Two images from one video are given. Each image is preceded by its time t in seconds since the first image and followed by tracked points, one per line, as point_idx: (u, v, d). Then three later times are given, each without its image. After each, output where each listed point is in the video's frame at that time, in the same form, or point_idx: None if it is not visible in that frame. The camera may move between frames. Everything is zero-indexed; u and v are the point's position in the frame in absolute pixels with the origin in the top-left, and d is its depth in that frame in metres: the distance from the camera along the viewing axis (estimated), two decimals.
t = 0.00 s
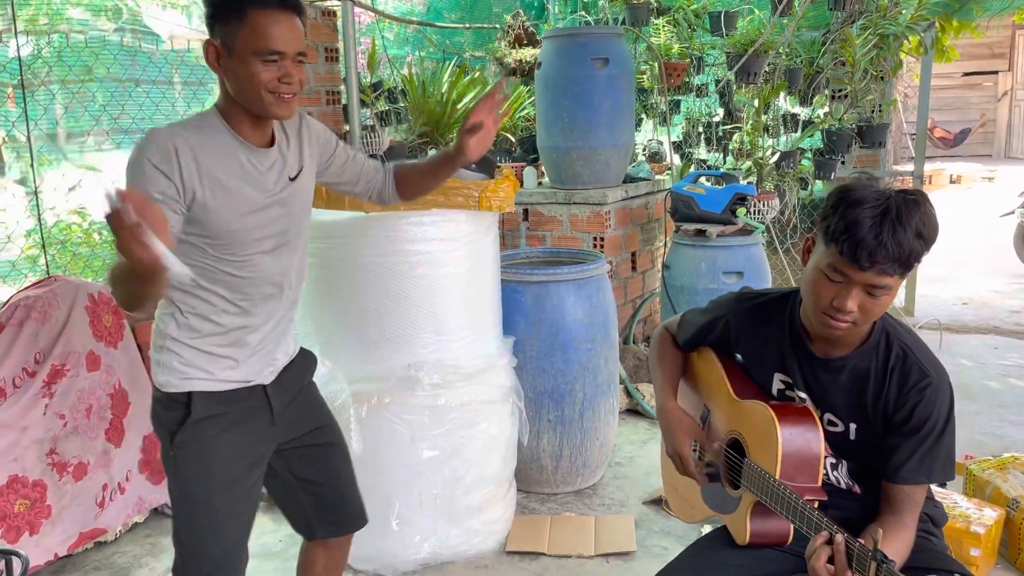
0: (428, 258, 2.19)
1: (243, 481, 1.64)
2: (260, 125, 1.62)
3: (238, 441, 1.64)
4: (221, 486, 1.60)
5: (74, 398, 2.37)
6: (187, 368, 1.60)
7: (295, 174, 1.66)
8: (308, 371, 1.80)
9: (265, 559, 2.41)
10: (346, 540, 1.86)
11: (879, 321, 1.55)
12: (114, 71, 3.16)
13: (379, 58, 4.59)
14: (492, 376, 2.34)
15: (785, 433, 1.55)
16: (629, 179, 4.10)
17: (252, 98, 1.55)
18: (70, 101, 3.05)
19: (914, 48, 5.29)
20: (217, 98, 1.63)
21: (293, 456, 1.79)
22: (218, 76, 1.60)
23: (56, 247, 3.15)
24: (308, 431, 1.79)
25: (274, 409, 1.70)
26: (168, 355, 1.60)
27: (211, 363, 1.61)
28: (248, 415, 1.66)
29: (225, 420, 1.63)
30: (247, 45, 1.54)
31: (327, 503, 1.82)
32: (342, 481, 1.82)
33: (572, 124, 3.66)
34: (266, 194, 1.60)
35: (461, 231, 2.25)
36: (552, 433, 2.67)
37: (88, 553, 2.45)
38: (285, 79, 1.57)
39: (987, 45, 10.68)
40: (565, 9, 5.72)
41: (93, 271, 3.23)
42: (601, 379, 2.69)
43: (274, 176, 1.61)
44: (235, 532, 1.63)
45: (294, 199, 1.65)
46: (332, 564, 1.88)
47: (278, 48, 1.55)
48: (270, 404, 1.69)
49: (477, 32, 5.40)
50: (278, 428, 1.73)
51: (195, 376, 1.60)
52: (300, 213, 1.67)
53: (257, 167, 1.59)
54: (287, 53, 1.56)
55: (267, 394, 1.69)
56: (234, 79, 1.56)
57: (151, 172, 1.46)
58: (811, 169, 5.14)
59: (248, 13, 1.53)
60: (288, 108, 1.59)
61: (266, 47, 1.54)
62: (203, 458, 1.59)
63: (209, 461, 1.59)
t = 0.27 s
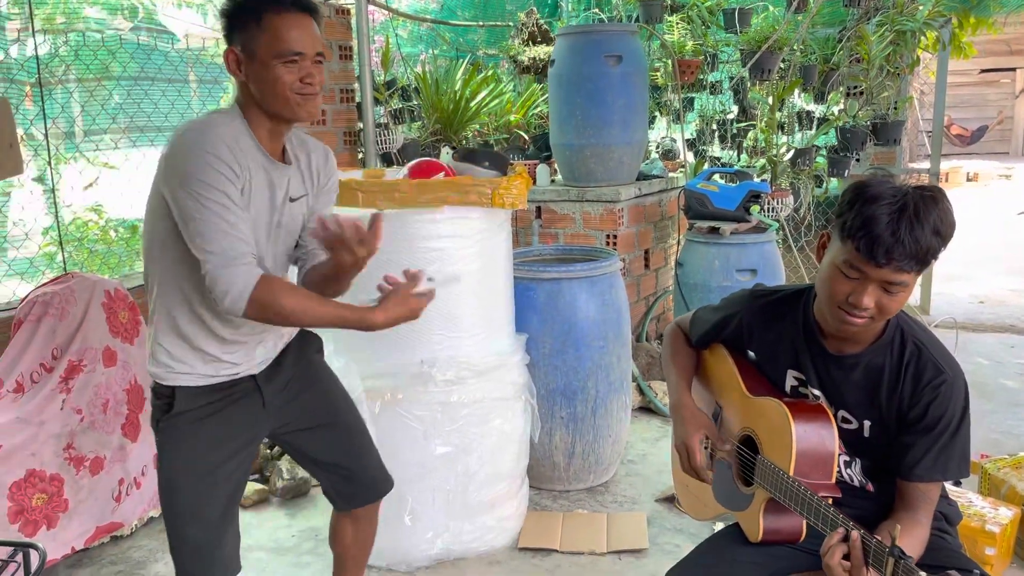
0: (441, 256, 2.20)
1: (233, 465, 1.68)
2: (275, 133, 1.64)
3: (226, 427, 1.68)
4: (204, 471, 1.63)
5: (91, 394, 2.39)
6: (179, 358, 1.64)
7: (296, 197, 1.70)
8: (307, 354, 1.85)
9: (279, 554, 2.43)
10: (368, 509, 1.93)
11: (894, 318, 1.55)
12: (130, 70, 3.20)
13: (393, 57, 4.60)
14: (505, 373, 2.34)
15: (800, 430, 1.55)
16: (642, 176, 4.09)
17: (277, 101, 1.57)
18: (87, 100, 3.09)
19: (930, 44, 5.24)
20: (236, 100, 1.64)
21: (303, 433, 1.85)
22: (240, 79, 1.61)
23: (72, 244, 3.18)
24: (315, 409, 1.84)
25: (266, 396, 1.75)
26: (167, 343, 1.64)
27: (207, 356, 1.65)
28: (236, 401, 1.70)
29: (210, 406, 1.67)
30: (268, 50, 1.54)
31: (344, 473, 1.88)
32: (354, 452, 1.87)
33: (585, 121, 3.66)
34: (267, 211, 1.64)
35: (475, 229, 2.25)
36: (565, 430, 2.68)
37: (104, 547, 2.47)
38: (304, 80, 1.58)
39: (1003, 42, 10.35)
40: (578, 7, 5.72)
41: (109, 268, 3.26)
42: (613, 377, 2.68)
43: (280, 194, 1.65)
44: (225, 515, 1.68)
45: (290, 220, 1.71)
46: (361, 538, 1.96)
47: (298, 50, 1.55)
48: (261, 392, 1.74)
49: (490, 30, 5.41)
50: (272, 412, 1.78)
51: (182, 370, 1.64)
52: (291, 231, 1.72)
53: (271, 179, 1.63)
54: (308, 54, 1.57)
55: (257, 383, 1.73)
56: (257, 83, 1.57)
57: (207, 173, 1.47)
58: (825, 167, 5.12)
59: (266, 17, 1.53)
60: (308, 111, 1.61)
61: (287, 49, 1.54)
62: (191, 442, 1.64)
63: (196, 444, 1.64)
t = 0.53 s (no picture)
0: (455, 256, 2.21)
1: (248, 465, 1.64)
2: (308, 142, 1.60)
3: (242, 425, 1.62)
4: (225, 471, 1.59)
5: (109, 392, 2.41)
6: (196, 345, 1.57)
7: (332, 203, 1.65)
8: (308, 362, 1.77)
9: (294, 552, 2.44)
10: (350, 535, 1.88)
11: (909, 317, 1.54)
12: (149, 71, 3.23)
13: (408, 57, 4.62)
14: (519, 372, 2.35)
15: (816, 431, 1.55)
16: (656, 177, 4.09)
17: (288, 111, 1.54)
18: (106, 101, 3.13)
19: (947, 44, 5.21)
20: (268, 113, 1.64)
21: (288, 447, 1.78)
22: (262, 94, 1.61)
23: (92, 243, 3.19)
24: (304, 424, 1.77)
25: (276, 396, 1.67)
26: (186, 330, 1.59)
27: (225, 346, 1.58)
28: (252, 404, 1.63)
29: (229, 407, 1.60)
30: (279, 59, 1.53)
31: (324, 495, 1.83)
32: (340, 475, 1.82)
33: (600, 121, 3.66)
34: (291, 209, 1.59)
35: (489, 228, 2.27)
36: (578, 430, 2.68)
37: (121, 544, 2.50)
38: (313, 85, 1.53)
39: None
40: (593, 7, 5.72)
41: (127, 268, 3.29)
42: (627, 377, 2.69)
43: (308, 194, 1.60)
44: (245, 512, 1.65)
45: (322, 227, 1.65)
46: (344, 560, 1.91)
47: (306, 57, 1.53)
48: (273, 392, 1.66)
49: (505, 31, 5.42)
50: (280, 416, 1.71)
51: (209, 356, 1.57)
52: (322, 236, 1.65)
53: (299, 177, 1.59)
54: (314, 61, 1.53)
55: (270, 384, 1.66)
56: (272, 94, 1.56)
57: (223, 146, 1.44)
58: (841, 167, 5.10)
59: (274, 27, 1.53)
60: (326, 117, 1.56)
61: (293, 56, 1.52)
62: (211, 442, 1.57)
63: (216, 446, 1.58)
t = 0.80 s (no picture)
0: (471, 258, 2.21)
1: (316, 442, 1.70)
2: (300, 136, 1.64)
3: (306, 406, 1.68)
4: (294, 450, 1.65)
5: (128, 392, 2.44)
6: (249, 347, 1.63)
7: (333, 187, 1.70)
8: (370, 337, 1.82)
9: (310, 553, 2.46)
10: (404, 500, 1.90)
11: (926, 319, 1.53)
12: (168, 75, 3.28)
13: (424, 60, 4.63)
14: (534, 375, 2.35)
15: (831, 434, 1.54)
16: (672, 179, 4.08)
17: (285, 98, 1.56)
18: (125, 105, 3.17)
19: (968, 45, 5.16)
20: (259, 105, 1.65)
21: (354, 420, 1.83)
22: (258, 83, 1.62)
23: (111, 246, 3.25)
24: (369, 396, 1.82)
25: (339, 376, 1.73)
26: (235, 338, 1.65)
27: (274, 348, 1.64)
28: (318, 381, 1.69)
29: (295, 386, 1.66)
30: (277, 46, 1.55)
31: (385, 465, 1.86)
32: (398, 443, 1.85)
33: (616, 123, 3.65)
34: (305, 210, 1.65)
35: (505, 231, 2.27)
36: (593, 432, 2.68)
37: (140, 543, 2.52)
38: (312, 73, 1.56)
39: None
40: (610, 9, 5.72)
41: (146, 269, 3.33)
42: (643, 379, 2.68)
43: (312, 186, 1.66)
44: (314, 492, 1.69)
45: (332, 211, 1.70)
46: (393, 530, 1.92)
47: (305, 44, 1.55)
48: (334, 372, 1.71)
49: (521, 34, 5.43)
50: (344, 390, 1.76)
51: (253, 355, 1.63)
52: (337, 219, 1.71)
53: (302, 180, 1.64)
54: (313, 48, 1.56)
55: (330, 363, 1.71)
56: (269, 81, 1.57)
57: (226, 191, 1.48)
58: (858, 170, 5.06)
59: (272, 14, 1.55)
60: (321, 106, 1.59)
61: (292, 45, 1.54)
62: (277, 422, 1.64)
63: (282, 427, 1.64)
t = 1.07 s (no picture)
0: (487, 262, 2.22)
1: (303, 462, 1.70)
2: (331, 139, 1.65)
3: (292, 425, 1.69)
4: (281, 466, 1.66)
5: (149, 394, 2.46)
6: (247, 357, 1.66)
7: (360, 191, 1.72)
8: (366, 355, 1.86)
9: (327, 555, 2.47)
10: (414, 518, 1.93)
11: (945, 325, 1.51)
12: (189, 80, 3.32)
13: (442, 64, 4.65)
14: (550, 379, 2.35)
15: (849, 440, 1.53)
16: (690, 183, 4.07)
17: (325, 107, 1.57)
18: (147, 110, 3.21)
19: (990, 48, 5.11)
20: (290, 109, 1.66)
21: (357, 437, 1.88)
22: (290, 89, 1.62)
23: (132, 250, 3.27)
24: (368, 415, 1.86)
25: (330, 395, 1.76)
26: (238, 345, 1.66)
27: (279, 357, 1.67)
28: (305, 395, 1.71)
29: (280, 403, 1.68)
30: (318, 57, 1.55)
31: (389, 483, 1.90)
32: (401, 460, 1.88)
33: (634, 127, 3.65)
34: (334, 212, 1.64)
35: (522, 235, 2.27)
36: (610, 437, 2.67)
37: (160, 544, 2.54)
38: (353, 85, 1.58)
39: None
40: (628, 13, 5.72)
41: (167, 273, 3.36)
42: (660, 384, 2.68)
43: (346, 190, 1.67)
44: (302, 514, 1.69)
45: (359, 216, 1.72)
46: (407, 544, 1.96)
47: (346, 56, 1.56)
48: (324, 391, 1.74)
49: (539, 38, 5.44)
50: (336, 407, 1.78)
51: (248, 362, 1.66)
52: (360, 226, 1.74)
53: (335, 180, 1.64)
54: (355, 60, 1.57)
55: (319, 378, 1.73)
56: (307, 90, 1.58)
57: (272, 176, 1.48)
58: (878, 173, 5.02)
59: (314, 24, 1.55)
60: (358, 114, 1.61)
61: (334, 56, 1.55)
62: (263, 440, 1.65)
63: (269, 445, 1.65)
